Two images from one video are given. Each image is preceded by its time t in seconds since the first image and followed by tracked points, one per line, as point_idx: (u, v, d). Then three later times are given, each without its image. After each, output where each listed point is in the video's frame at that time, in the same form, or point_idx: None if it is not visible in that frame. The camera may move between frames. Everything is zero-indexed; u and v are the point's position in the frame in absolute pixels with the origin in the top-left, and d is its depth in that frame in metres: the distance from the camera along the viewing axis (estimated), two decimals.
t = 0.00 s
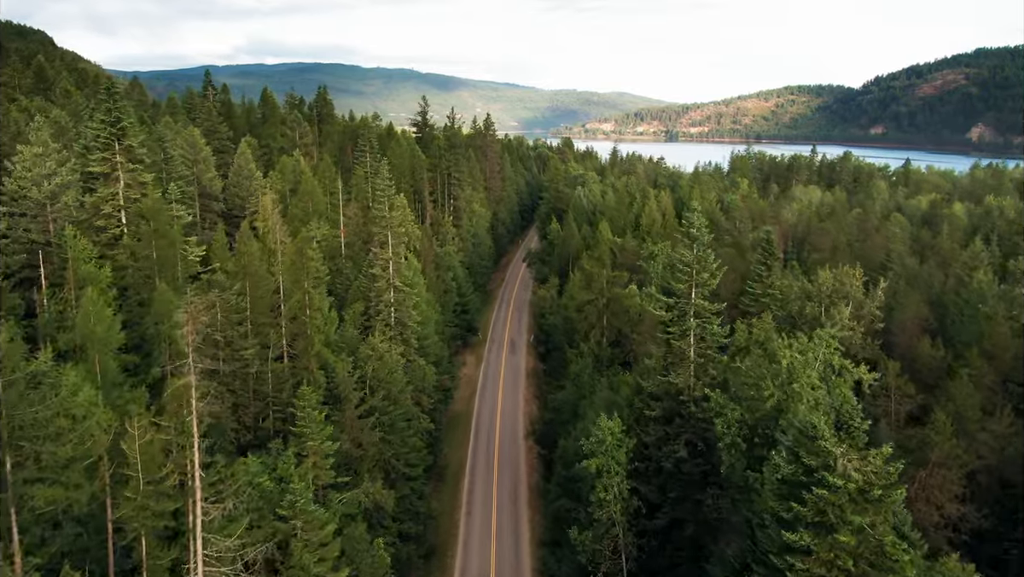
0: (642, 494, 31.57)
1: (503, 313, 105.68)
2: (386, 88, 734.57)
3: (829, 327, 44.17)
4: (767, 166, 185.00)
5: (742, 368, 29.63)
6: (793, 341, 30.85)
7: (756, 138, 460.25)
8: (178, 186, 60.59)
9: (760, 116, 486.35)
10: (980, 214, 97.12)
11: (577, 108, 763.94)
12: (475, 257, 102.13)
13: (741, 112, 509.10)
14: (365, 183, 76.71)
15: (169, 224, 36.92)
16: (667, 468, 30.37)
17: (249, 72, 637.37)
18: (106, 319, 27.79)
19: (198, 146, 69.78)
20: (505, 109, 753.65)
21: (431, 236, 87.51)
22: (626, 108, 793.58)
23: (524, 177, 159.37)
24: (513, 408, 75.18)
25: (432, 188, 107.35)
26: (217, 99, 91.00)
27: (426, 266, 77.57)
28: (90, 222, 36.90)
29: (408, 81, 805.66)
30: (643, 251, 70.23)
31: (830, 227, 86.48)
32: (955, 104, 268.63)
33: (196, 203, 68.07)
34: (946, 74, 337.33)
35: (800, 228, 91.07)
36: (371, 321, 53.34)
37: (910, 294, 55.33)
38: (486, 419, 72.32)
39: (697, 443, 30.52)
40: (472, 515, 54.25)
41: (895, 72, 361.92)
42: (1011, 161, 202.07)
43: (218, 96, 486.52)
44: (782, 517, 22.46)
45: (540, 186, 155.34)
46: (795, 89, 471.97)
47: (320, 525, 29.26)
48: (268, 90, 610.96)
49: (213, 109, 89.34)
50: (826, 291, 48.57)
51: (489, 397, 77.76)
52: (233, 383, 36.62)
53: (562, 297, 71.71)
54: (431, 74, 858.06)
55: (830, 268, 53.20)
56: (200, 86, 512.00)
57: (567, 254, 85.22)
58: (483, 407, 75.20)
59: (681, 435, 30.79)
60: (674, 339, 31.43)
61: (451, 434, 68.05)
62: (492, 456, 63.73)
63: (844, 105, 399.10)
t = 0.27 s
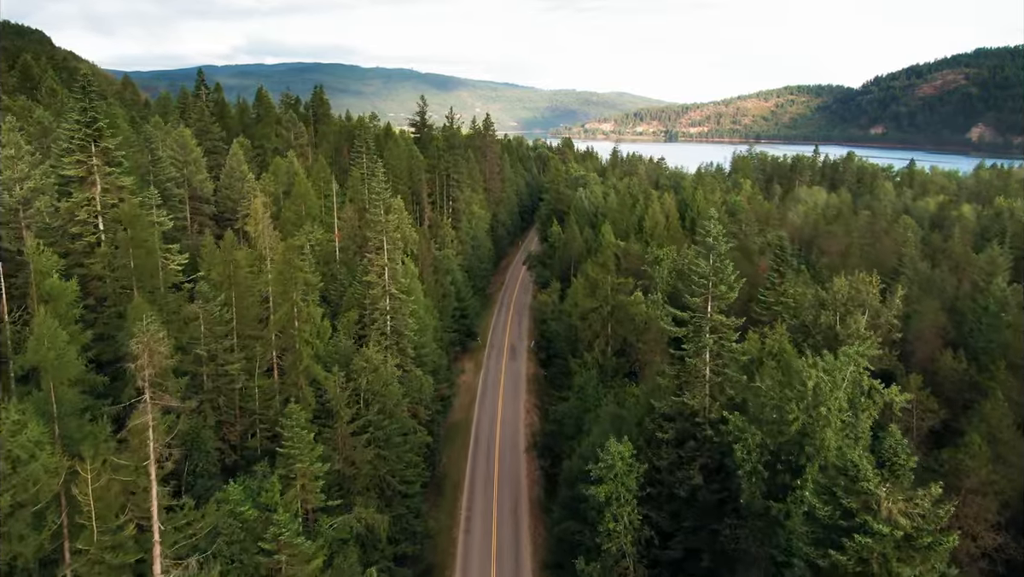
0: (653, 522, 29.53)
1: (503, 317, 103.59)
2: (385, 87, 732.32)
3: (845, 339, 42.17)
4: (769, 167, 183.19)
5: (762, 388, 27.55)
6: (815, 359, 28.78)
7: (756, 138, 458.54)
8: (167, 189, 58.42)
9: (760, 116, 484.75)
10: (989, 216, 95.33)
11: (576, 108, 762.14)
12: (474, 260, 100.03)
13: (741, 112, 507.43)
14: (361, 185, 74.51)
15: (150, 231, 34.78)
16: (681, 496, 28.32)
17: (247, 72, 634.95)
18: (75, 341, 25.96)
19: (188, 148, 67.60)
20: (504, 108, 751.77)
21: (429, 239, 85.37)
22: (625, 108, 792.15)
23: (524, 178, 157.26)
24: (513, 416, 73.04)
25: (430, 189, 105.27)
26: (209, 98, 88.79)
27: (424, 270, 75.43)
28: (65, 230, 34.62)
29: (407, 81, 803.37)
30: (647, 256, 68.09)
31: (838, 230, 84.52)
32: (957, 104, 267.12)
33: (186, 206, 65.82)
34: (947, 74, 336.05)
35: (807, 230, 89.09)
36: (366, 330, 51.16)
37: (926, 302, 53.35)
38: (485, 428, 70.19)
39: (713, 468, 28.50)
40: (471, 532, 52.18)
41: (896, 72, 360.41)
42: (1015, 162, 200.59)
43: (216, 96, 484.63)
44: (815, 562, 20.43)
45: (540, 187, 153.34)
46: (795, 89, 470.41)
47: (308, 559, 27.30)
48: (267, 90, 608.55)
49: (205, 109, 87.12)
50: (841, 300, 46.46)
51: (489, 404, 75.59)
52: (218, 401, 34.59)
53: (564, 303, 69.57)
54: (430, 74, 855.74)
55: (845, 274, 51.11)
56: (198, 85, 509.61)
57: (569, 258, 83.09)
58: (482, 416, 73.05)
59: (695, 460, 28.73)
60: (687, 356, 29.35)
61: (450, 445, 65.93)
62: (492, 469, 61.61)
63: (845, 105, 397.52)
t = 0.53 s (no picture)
0: (666, 554, 27.46)
1: (503, 321, 101.39)
2: (384, 88, 729.87)
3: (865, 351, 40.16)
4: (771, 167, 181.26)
5: (786, 411, 25.48)
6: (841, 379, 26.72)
7: (756, 138, 456.63)
8: (154, 192, 56.30)
9: (760, 117, 482.73)
10: (999, 218, 93.35)
11: (575, 108, 760.56)
12: (473, 264, 97.90)
13: (740, 112, 505.69)
14: (356, 187, 72.31)
15: (126, 239, 32.80)
16: (698, 527, 26.20)
17: (246, 72, 632.52)
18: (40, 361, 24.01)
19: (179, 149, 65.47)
20: (503, 109, 749.39)
21: (427, 243, 83.13)
22: (624, 108, 790.41)
23: (524, 179, 154.99)
24: (514, 425, 70.82)
25: (429, 191, 103.06)
26: (202, 98, 86.59)
27: (422, 275, 73.27)
28: (36, 237, 32.43)
29: (406, 81, 801.01)
30: (653, 260, 65.94)
31: (846, 233, 82.38)
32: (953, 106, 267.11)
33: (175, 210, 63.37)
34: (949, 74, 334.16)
35: (815, 233, 86.88)
36: (361, 339, 49.00)
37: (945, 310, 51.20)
38: (485, 438, 68.00)
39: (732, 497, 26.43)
40: (471, 552, 50.17)
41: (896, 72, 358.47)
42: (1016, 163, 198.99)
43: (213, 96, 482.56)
44: None
45: (540, 188, 151.16)
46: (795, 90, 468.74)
47: None
48: (266, 91, 606.22)
49: (198, 108, 84.96)
50: (859, 309, 44.32)
51: (488, 413, 73.37)
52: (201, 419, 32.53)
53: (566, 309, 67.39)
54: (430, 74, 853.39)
55: (861, 281, 49.00)
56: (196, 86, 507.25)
57: (571, 262, 80.92)
58: (482, 425, 70.81)
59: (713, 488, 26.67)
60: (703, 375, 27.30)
61: (448, 456, 63.72)
62: (493, 482, 59.45)
63: (845, 105, 395.82)
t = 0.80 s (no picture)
0: None
1: (503, 325, 98.84)
2: (383, 87, 726.90)
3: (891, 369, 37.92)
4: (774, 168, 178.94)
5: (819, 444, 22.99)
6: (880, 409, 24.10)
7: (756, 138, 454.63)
8: (138, 196, 53.65)
9: (760, 116, 480.99)
10: (1011, 222, 91.10)
11: (574, 108, 758.53)
12: (473, 267, 95.34)
13: (740, 112, 503.74)
14: (351, 189, 69.69)
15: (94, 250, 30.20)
16: (720, 572, 23.66)
17: (244, 72, 629.62)
18: None
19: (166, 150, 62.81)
20: (503, 109, 746.83)
21: (425, 246, 80.54)
22: (624, 108, 788.40)
23: (524, 180, 152.56)
24: (514, 436, 68.28)
25: (427, 193, 100.53)
26: (192, 97, 83.89)
27: (419, 281, 70.67)
28: None
29: (404, 81, 798.10)
30: (659, 266, 63.46)
31: (856, 237, 80.05)
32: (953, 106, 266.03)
33: (162, 212, 60.97)
34: (950, 74, 332.49)
35: (824, 236, 84.48)
36: (353, 351, 46.37)
37: (968, 320, 48.77)
38: (485, 452, 65.36)
39: (757, 539, 23.87)
40: None
41: (898, 72, 356.55)
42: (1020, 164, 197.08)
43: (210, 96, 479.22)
44: None
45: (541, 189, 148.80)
46: (796, 90, 466.83)
47: None
48: (264, 91, 603.45)
49: (188, 108, 82.30)
50: (881, 320, 41.83)
51: (488, 424, 70.73)
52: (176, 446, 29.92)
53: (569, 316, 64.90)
54: (428, 74, 849.92)
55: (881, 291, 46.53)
56: (193, 85, 504.18)
57: (573, 267, 78.39)
58: (481, 437, 68.24)
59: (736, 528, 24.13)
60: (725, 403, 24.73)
61: (446, 472, 61.20)
62: (492, 500, 57.00)
63: (846, 105, 393.89)
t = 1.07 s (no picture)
0: None
1: (503, 330, 96.63)
2: (382, 87, 724.79)
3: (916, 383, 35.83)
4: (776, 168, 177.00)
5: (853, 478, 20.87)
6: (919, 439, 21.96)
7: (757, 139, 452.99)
8: (123, 199, 51.49)
9: (759, 116, 479.27)
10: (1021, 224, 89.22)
11: (574, 109, 756.74)
12: (472, 271, 93.24)
13: (740, 112, 502.08)
14: (347, 191, 67.48)
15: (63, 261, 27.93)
16: None
17: (242, 71, 626.67)
18: None
19: (154, 151, 60.61)
20: (502, 109, 744.98)
21: (423, 250, 78.42)
22: (623, 108, 786.88)
23: (523, 181, 150.51)
24: (515, 447, 66.05)
25: (425, 195, 98.44)
26: (184, 96, 81.69)
27: (417, 286, 68.40)
28: None
29: (403, 81, 795.94)
30: (664, 272, 61.42)
31: (865, 240, 78.10)
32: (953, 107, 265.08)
33: (151, 213, 59.54)
34: (950, 73, 330.75)
35: (832, 239, 82.36)
36: (346, 363, 44.13)
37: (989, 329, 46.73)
38: (484, 464, 63.05)
39: None
40: None
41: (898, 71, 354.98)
42: None
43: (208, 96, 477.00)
44: None
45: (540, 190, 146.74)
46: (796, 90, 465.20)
47: None
48: (263, 91, 601.25)
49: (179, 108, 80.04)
50: (902, 332, 39.76)
51: (487, 433, 68.36)
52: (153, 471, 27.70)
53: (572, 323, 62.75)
54: (427, 74, 847.77)
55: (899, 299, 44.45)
56: (190, 85, 501.73)
57: (575, 272, 76.23)
58: (480, 447, 66.01)
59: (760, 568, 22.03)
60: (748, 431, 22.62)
61: (443, 486, 59.03)
62: (491, 516, 54.88)
63: (847, 105, 392.23)
